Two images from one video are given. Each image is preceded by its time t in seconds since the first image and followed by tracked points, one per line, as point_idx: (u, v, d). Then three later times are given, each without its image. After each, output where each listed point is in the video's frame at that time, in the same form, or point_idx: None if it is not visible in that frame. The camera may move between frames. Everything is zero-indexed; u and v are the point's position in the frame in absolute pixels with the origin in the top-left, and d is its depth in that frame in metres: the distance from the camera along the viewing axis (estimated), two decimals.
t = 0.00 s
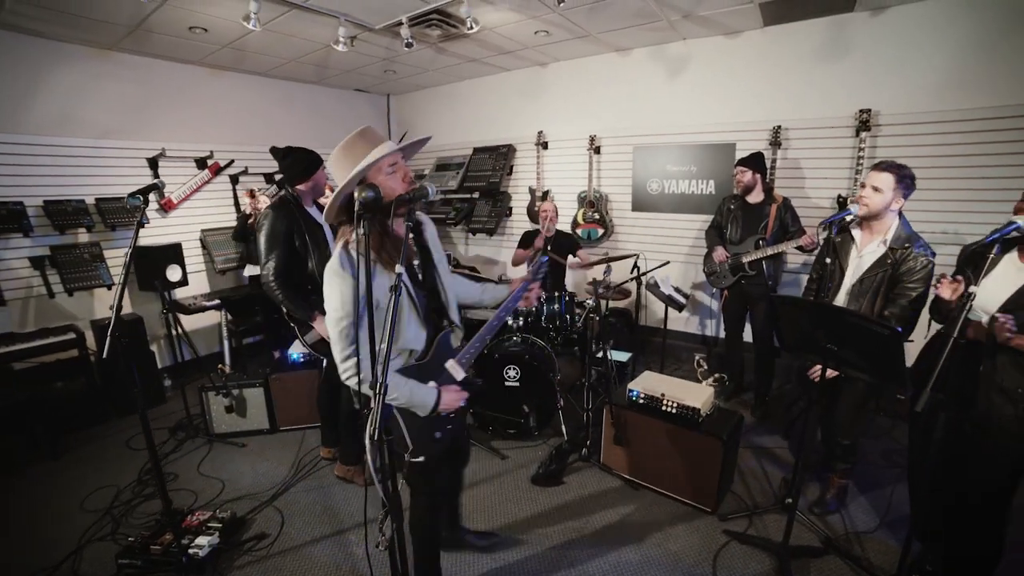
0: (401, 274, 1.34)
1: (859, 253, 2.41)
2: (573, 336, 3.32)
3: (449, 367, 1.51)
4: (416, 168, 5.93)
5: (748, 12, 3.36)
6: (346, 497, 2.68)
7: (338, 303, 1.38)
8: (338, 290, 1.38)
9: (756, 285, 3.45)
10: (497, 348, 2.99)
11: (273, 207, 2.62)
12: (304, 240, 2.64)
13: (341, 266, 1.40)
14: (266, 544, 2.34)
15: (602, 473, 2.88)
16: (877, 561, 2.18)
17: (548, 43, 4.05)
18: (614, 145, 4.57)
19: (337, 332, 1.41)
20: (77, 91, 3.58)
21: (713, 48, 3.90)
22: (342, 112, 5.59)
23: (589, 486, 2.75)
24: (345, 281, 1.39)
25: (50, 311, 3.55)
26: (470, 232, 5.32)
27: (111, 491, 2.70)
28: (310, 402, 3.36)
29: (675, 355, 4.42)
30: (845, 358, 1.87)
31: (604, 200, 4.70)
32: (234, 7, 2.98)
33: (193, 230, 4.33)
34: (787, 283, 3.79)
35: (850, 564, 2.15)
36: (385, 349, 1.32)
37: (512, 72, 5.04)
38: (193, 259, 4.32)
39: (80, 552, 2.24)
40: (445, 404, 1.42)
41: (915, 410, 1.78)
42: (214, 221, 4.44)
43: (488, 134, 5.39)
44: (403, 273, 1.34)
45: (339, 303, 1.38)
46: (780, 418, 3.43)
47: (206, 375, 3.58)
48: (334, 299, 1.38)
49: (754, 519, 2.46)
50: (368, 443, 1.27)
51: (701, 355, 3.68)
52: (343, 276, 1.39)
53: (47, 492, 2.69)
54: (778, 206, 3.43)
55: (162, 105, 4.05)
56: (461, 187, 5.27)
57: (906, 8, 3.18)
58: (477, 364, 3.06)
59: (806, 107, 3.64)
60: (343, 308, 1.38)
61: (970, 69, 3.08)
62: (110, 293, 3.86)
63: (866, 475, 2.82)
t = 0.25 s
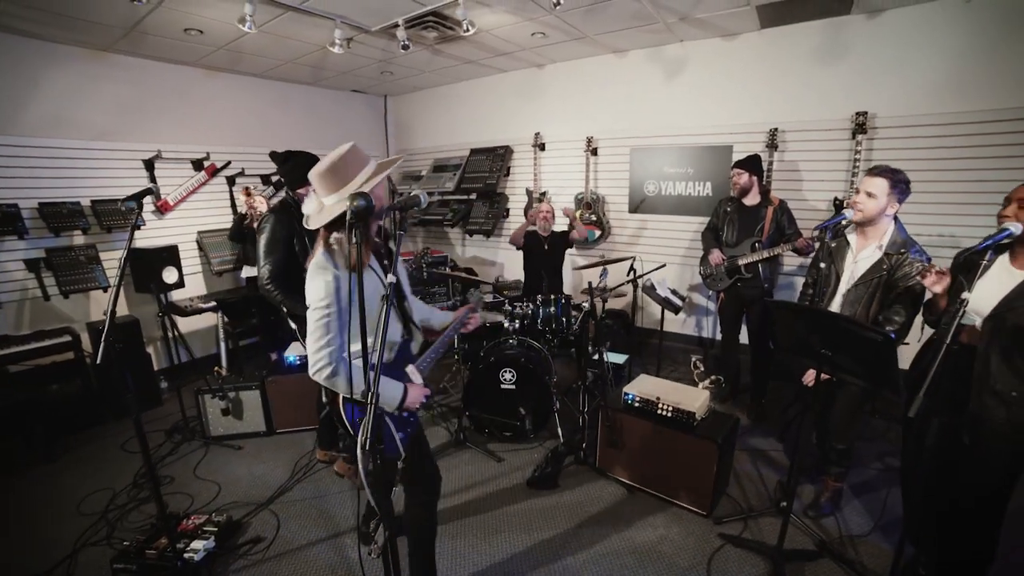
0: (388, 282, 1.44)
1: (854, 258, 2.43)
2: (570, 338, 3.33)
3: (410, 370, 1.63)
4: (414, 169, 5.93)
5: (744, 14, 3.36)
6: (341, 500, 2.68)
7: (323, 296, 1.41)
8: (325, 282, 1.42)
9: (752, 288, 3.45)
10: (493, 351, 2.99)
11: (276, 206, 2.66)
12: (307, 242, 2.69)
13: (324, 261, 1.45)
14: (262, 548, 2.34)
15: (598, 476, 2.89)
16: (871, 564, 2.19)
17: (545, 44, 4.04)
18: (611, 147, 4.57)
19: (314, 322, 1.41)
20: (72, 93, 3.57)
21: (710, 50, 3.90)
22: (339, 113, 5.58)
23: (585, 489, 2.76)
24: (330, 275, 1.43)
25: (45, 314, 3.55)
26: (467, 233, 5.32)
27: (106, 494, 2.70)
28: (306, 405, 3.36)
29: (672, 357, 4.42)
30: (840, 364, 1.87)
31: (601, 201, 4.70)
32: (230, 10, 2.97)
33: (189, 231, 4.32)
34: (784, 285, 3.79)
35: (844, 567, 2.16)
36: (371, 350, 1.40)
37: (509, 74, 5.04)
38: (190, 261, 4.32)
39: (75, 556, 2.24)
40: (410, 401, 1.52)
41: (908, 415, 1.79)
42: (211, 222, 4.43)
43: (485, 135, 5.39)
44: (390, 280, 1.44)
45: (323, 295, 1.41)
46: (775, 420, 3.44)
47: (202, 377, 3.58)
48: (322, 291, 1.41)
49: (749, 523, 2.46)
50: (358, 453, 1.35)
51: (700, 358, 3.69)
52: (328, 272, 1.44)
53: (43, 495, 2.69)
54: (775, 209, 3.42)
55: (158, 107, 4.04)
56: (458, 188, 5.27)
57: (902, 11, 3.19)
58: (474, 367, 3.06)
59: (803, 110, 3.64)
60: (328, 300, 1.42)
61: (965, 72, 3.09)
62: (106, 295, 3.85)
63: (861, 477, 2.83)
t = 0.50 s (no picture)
0: (378, 289, 1.59)
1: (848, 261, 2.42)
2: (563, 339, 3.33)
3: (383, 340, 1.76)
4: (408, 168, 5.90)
5: (738, 15, 3.36)
6: (335, 501, 2.68)
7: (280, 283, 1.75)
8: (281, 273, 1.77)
9: (745, 289, 3.46)
10: (486, 352, 2.99)
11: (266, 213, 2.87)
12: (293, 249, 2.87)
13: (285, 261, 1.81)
14: (255, 550, 2.34)
15: (591, 476, 2.90)
16: (861, 563, 2.21)
17: (539, 44, 4.03)
18: (605, 146, 4.57)
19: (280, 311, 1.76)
20: (62, 91, 3.54)
21: (704, 50, 3.91)
22: (334, 112, 5.55)
23: (578, 490, 2.76)
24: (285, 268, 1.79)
25: (35, 315, 3.52)
26: (462, 233, 5.31)
27: (98, 497, 2.69)
28: (299, 405, 3.35)
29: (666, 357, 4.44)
30: (830, 365, 1.88)
31: (595, 201, 4.70)
32: (221, 9, 2.95)
33: (182, 232, 4.29)
34: (778, 284, 3.80)
35: (835, 567, 2.18)
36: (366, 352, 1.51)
37: (503, 73, 5.03)
38: (183, 261, 4.29)
39: (66, 560, 2.23)
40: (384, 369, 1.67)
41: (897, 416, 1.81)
42: (204, 222, 4.41)
43: (480, 135, 5.37)
44: (381, 289, 1.59)
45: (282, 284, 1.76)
46: (768, 419, 3.46)
47: (195, 378, 3.56)
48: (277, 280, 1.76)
49: (741, 523, 2.48)
50: (346, 460, 1.43)
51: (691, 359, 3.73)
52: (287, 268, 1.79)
53: (34, 499, 2.67)
54: (768, 210, 3.43)
55: (149, 106, 4.01)
56: (452, 187, 5.26)
57: (894, 12, 3.20)
58: (467, 368, 3.06)
59: (796, 110, 3.65)
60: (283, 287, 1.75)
61: (957, 74, 3.10)
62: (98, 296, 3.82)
63: (852, 477, 2.85)
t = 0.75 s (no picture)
0: (366, 291, 1.57)
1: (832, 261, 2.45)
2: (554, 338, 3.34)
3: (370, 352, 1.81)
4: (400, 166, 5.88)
5: (729, 14, 3.37)
6: (325, 502, 2.67)
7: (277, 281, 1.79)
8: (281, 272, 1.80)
9: (735, 287, 3.48)
10: (477, 352, 2.99)
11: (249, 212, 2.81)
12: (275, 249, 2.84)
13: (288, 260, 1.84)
14: (245, 552, 2.33)
15: (582, 475, 2.91)
16: (847, 559, 2.24)
17: (531, 42, 4.02)
18: (596, 145, 4.57)
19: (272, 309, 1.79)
20: (46, 89, 3.49)
21: (695, 48, 3.91)
22: (324, 110, 5.51)
23: (569, 489, 2.78)
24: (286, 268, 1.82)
25: (20, 316, 3.48)
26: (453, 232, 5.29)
27: (84, 500, 2.67)
28: (289, 405, 3.34)
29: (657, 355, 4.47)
30: (817, 365, 1.90)
31: (587, 199, 4.70)
32: (208, 6, 2.91)
33: (170, 231, 4.25)
34: (768, 282, 3.82)
35: (821, 563, 2.20)
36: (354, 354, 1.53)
37: (495, 71, 5.01)
38: (171, 261, 4.25)
39: (52, 564, 2.21)
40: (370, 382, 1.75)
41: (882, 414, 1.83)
42: (192, 221, 4.36)
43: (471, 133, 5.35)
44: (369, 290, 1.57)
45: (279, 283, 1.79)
46: (758, 417, 3.49)
47: (183, 379, 3.53)
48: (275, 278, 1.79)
49: (730, 520, 2.50)
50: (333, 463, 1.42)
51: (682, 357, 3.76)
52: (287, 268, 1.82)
53: (19, 503, 2.64)
54: (758, 209, 3.45)
55: (136, 103, 3.96)
56: (444, 186, 5.24)
57: (883, 13, 3.23)
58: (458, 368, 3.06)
59: (786, 110, 3.67)
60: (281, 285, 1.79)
61: (944, 74, 3.13)
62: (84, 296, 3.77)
63: (839, 473, 2.88)
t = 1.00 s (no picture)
0: (343, 294, 1.56)
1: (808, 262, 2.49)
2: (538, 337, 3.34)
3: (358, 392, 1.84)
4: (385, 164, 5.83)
5: (711, 15, 3.39)
6: (308, 505, 2.65)
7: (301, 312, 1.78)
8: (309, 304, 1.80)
9: (718, 286, 3.53)
10: (461, 352, 2.99)
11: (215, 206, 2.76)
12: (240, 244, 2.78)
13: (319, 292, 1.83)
14: (226, 557, 2.30)
15: (567, 474, 2.92)
16: (825, 553, 2.29)
17: (515, 41, 4.01)
18: (581, 144, 4.59)
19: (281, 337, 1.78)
20: (17, 84, 3.39)
21: (678, 49, 3.94)
22: (307, 107, 5.44)
23: (554, 488, 2.79)
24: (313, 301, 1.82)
25: None
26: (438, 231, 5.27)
27: (59, 508, 2.61)
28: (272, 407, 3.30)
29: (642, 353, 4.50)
30: (796, 363, 1.93)
31: (571, 199, 4.72)
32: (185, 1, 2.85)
33: (148, 230, 4.16)
34: (750, 281, 3.88)
35: (801, 557, 2.24)
36: (332, 364, 1.50)
37: (480, 69, 4.99)
38: (149, 261, 4.17)
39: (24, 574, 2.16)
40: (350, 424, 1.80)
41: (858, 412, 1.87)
42: (171, 221, 4.28)
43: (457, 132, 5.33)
44: (345, 294, 1.58)
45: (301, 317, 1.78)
46: (740, 413, 3.54)
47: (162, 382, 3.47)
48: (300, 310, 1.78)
49: (712, 517, 2.54)
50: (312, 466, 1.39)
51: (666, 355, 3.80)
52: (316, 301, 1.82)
53: None
54: (739, 208, 3.50)
55: (111, 100, 3.87)
56: (428, 185, 5.21)
57: (860, 16, 3.29)
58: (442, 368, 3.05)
59: (767, 110, 3.72)
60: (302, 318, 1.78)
61: (919, 77, 3.20)
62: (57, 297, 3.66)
63: (819, 468, 2.94)
